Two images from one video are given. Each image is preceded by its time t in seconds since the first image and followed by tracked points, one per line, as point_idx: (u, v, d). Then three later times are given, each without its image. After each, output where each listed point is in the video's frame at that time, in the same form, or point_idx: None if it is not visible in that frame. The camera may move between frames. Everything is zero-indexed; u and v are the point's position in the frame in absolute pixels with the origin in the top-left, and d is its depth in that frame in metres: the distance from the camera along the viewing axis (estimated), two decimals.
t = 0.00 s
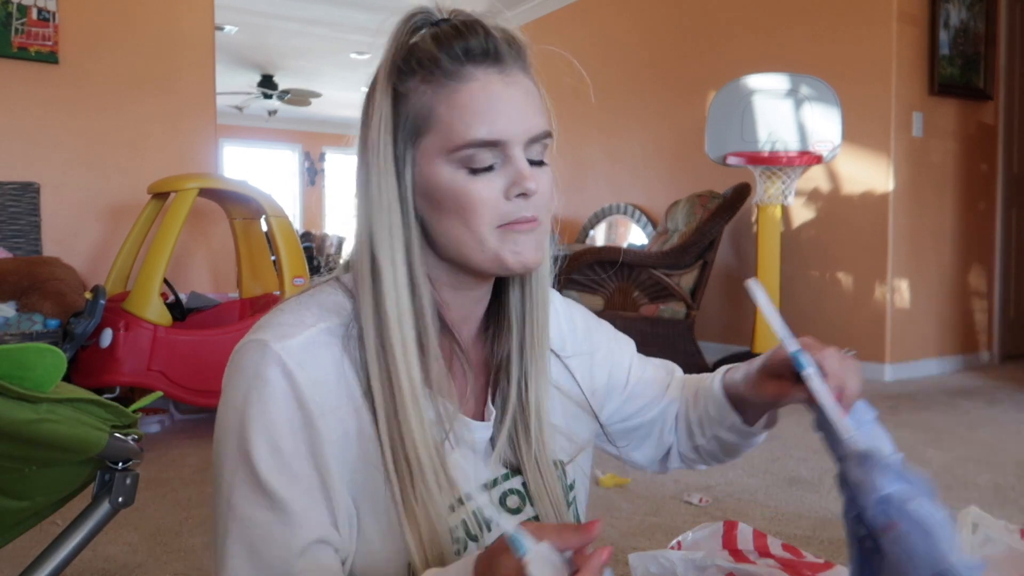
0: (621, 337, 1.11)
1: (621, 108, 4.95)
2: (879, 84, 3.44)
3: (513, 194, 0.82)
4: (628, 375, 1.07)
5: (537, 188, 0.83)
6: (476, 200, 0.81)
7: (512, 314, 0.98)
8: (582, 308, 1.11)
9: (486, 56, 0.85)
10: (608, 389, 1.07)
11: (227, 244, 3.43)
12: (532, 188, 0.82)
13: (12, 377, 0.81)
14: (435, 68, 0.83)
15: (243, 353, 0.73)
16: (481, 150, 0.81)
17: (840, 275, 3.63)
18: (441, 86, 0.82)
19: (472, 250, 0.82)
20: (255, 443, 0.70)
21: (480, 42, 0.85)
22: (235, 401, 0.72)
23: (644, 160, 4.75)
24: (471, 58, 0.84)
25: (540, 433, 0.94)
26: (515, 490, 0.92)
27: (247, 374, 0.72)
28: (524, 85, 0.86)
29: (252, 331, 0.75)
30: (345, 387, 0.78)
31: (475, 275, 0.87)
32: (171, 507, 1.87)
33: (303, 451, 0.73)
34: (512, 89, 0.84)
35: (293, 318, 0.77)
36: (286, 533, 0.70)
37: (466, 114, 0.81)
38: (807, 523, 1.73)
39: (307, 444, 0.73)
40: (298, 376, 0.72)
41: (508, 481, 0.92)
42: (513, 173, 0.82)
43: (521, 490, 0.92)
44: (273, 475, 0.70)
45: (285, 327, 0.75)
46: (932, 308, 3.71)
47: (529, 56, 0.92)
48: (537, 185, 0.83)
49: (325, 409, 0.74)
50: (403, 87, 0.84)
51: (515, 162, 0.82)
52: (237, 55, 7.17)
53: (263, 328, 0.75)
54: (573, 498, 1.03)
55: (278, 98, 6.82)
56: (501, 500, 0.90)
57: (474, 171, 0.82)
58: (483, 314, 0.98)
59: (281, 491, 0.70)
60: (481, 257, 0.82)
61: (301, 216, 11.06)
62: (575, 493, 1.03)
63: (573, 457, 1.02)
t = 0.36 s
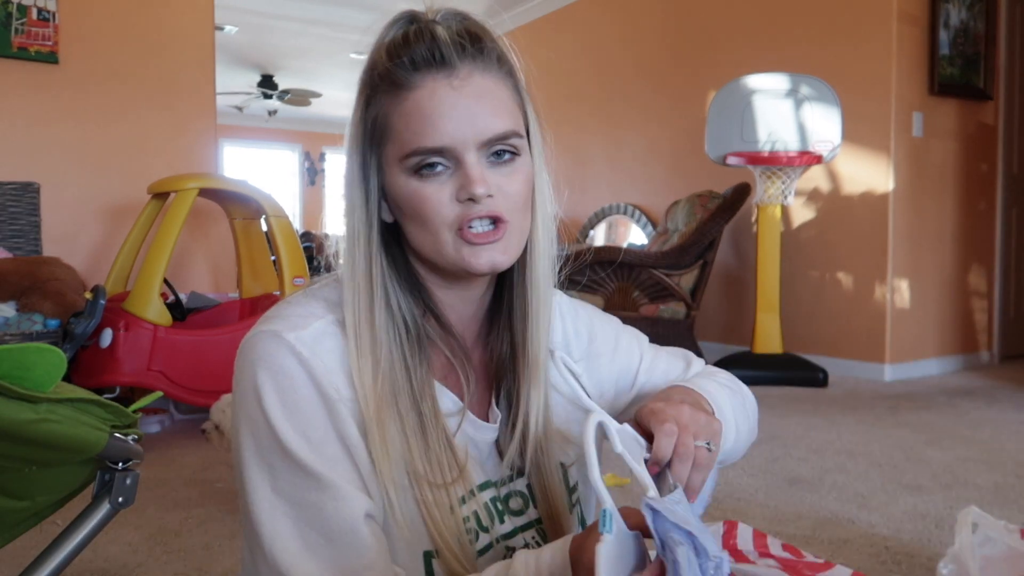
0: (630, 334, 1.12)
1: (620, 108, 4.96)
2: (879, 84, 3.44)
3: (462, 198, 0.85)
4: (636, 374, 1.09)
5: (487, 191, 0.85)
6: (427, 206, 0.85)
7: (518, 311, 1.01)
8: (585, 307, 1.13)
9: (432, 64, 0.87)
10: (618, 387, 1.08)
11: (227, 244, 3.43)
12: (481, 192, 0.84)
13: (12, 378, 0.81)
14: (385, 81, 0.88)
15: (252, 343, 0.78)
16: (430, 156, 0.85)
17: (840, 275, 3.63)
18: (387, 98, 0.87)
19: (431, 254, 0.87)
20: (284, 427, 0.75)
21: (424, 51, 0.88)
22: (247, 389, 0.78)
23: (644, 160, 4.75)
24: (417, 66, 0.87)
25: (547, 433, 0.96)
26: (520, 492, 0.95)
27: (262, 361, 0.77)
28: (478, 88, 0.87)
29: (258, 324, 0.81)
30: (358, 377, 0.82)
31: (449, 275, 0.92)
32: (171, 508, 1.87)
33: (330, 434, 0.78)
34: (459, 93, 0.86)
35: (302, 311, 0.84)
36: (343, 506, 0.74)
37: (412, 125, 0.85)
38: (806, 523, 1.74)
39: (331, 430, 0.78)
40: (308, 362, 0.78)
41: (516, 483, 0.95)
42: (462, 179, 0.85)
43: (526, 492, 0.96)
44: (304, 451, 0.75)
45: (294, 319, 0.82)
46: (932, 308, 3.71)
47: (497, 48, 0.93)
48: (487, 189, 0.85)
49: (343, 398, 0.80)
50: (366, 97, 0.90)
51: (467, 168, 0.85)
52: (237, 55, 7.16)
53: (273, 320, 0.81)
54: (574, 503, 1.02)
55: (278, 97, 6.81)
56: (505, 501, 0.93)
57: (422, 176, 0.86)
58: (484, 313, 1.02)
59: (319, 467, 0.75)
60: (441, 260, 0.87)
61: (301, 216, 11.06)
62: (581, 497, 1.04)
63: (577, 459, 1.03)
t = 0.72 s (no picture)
0: (624, 336, 1.12)
1: (620, 108, 4.96)
2: (879, 84, 3.44)
3: (504, 213, 0.84)
4: (632, 374, 1.08)
5: (527, 208, 0.85)
6: (465, 220, 0.84)
7: (502, 313, 1.01)
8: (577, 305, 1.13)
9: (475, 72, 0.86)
10: (611, 387, 1.08)
11: (227, 244, 3.43)
12: (523, 208, 0.85)
13: (12, 378, 0.81)
14: (427, 83, 0.85)
15: (236, 346, 0.79)
16: (473, 172, 0.84)
17: (840, 275, 3.63)
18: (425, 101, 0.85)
19: (460, 265, 0.86)
20: (267, 428, 0.76)
21: (470, 57, 0.87)
22: (232, 389, 0.79)
23: (644, 160, 4.75)
24: (464, 74, 0.86)
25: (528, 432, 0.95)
26: (508, 490, 0.94)
27: (248, 362, 0.77)
28: (519, 104, 0.87)
29: (247, 326, 0.82)
30: (338, 378, 0.83)
31: (457, 281, 0.91)
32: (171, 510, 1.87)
33: (316, 436, 0.78)
34: (506, 109, 0.85)
35: (287, 313, 0.84)
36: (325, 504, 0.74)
37: (456, 137, 0.83)
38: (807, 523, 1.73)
39: (317, 432, 0.78)
40: (293, 364, 0.78)
41: (505, 480, 0.94)
42: (504, 195, 0.84)
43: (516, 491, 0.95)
44: (290, 451, 0.75)
45: (280, 321, 0.82)
46: (932, 308, 3.71)
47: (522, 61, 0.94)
48: (526, 205, 0.86)
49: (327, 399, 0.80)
50: (392, 97, 0.87)
51: (507, 184, 0.84)
52: (237, 55, 7.16)
53: (259, 322, 0.82)
54: (567, 500, 1.00)
55: (278, 97, 6.82)
56: (495, 501, 0.93)
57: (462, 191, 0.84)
58: (476, 314, 1.01)
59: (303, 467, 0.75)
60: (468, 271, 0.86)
61: (301, 216, 11.07)
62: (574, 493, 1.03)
63: (566, 455, 1.02)
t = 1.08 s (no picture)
0: (621, 333, 1.13)
1: (620, 108, 4.96)
2: (880, 83, 3.44)
3: (530, 214, 0.86)
4: (631, 370, 1.09)
5: (550, 210, 0.87)
6: (495, 217, 0.84)
7: (500, 317, 1.01)
8: (574, 301, 1.13)
9: (512, 71, 0.88)
10: (610, 383, 1.09)
11: (227, 244, 3.43)
12: (548, 209, 0.87)
13: (12, 378, 0.81)
14: (463, 79, 0.86)
15: (233, 356, 0.78)
16: (505, 171, 0.85)
17: (840, 275, 3.63)
18: (463, 96, 0.85)
19: (481, 264, 0.86)
20: (259, 439, 0.75)
21: (509, 56, 0.89)
22: (226, 398, 0.78)
23: (644, 160, 4.75)
24: (500, 74, 0.87)
25: (526, 435, 0.95)
26: (506, 492, 0.94)
27: (243, 373, 0.76)
28: (545, 108, 0.89)
29: (241, 335, 0.80)
30: (337, 385, 0.82)
31: (468, 282, 0.91)
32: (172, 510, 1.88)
33: (309, 446, 0.77)
34: (538, 112, 0.88)
35: (282, 319, 0.82)
36: (315, 520, 0.74)
37: (492, 133, 0.84)
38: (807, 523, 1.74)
39: (310, 442, 0.77)
40: (288, 374, 0.76)
41: (503, 482, 0.94)
42: (531, 195, 0.86)
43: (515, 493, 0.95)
44: (282, 465, 0.75)
45: (275, 329, 0.80)
46: (932, 308, 3.71)
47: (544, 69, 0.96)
48: (550, 206, 0.88)
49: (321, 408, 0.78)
50: (426, 91, 0.86)
51: (534, 184, 0.86)
52: (237, 55, 7.16)
53: (253, 330, 0.80)
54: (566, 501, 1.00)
55: (278, 97, 6.82)
56: (493, 503, 0.93)
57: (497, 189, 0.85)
58: (474, 318, 1.01)
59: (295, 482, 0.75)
60: (490, 271, 0.86)
61: (301, 216, 11.07)
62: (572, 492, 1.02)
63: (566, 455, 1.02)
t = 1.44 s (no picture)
0: (618, 331, 1.13)
1: (620, 108, 4.95)
2: (880, 83, 3.43)
3: (532, 215, 0.86)
4: (629, 367, 1.10)
5: (552, 210, 0.88)
6: (499, 218, 0.84)
7: (498, 317, 1.01)
8: (571, 299, 1.13)
9: (516, 71, 0.89)
10: (608, 380, 1.09)
11: (227, 244, 3.43)
12: (549, 210, 0.87)
13: (12, 377, 0.81)
14: (467, 79, 0.86)
15: (228, 359, 0.77)
16: (508, 171, 0.85)
17: (840, 275, 3.63)
18: (466, 95, 0.85)
19: (483, 264, 0.86)
20: (251, 442, 0.75)
21: (514, 57, 0.89)
22: (222, 403, 0.77)
23: (644, 160, 4.75)
24: (504, 74, 0.88)
25: (523, 434, 0.95)
26: (504, 490, 0.94)
27: (237, 377, 0.76)
28: (547, 109, 0.90)
29: (236, 338, 0.80)
30: (333, 388, 0.82)
31: (468, 281, 0.91)
32: (173, 512, 1.90)
33: (297, 451, 0.77)
34: (541, 112, 0.88)
35: (276, 321, 0.82)
36: (298, 529, 0.74)
37: (496, 134, 0.84)
38: (807, 523, 1.74)
39: (300, 445, 0.77)
40: (281, 378, 0.76)
41: (500, 481, 0.94)
42: (534, 195, 0.86)
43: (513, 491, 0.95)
44: (270, 470, 0.75)
45: (269, 331, 0.80)
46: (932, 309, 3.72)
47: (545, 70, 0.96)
48: (552, 207, 0.88)
49: (314, 413, 0.78)
50: (430, 90, 0.86)
51: (537, 185, 0.86)
52: (237, 55, 7.16)
53: (249, 333, 0.79)
54: (564, 500, 0.99)
55: (278, 98, 6.82)
56: (491, 503, 0.93)
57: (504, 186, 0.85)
58: (471, 318, 1.01)
59: (283, 488, 0.74)
60: (492, 271, 0.86)
61: (301, 216, 11.07)
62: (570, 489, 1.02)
63: (565, 453, 1.02)
